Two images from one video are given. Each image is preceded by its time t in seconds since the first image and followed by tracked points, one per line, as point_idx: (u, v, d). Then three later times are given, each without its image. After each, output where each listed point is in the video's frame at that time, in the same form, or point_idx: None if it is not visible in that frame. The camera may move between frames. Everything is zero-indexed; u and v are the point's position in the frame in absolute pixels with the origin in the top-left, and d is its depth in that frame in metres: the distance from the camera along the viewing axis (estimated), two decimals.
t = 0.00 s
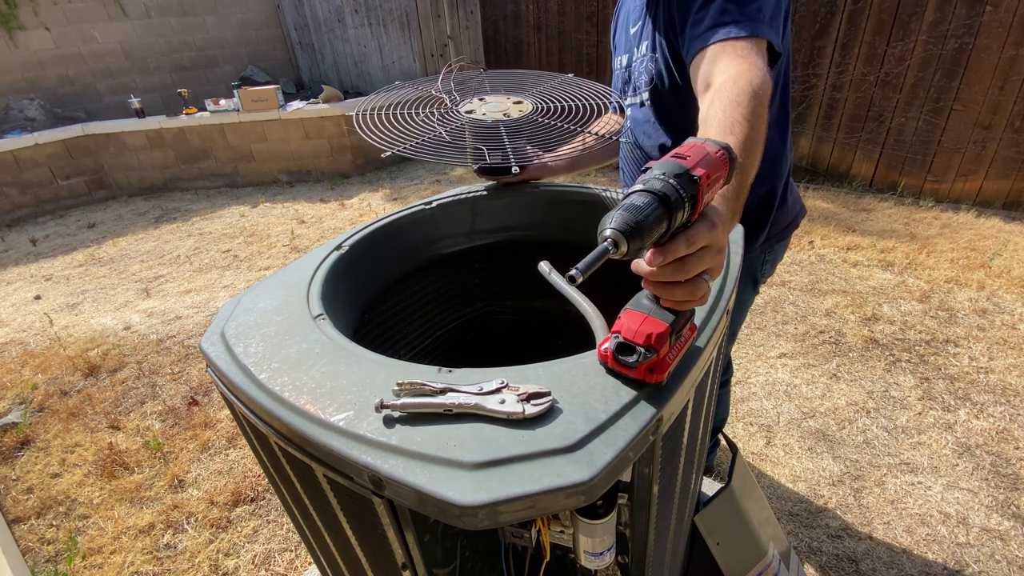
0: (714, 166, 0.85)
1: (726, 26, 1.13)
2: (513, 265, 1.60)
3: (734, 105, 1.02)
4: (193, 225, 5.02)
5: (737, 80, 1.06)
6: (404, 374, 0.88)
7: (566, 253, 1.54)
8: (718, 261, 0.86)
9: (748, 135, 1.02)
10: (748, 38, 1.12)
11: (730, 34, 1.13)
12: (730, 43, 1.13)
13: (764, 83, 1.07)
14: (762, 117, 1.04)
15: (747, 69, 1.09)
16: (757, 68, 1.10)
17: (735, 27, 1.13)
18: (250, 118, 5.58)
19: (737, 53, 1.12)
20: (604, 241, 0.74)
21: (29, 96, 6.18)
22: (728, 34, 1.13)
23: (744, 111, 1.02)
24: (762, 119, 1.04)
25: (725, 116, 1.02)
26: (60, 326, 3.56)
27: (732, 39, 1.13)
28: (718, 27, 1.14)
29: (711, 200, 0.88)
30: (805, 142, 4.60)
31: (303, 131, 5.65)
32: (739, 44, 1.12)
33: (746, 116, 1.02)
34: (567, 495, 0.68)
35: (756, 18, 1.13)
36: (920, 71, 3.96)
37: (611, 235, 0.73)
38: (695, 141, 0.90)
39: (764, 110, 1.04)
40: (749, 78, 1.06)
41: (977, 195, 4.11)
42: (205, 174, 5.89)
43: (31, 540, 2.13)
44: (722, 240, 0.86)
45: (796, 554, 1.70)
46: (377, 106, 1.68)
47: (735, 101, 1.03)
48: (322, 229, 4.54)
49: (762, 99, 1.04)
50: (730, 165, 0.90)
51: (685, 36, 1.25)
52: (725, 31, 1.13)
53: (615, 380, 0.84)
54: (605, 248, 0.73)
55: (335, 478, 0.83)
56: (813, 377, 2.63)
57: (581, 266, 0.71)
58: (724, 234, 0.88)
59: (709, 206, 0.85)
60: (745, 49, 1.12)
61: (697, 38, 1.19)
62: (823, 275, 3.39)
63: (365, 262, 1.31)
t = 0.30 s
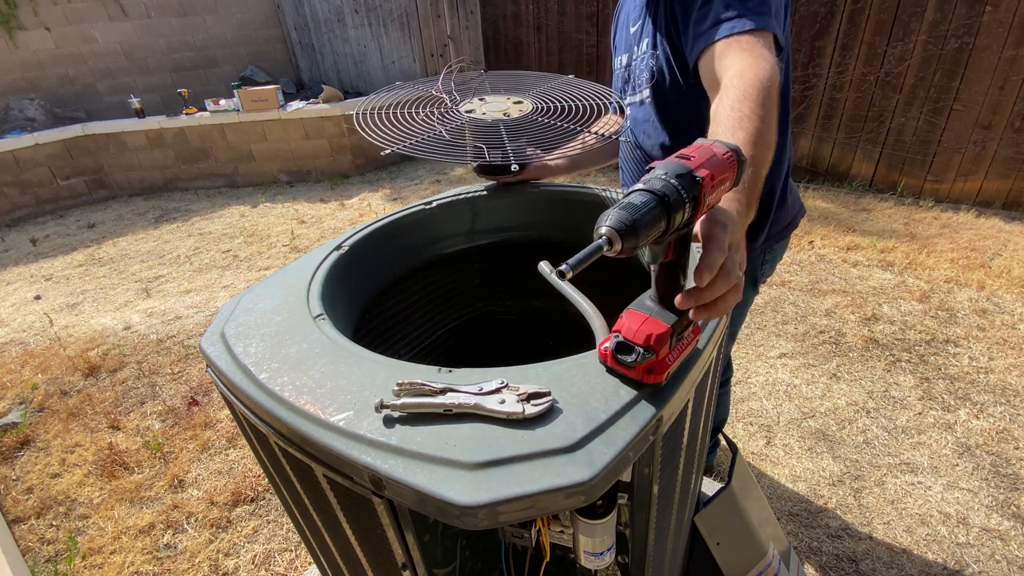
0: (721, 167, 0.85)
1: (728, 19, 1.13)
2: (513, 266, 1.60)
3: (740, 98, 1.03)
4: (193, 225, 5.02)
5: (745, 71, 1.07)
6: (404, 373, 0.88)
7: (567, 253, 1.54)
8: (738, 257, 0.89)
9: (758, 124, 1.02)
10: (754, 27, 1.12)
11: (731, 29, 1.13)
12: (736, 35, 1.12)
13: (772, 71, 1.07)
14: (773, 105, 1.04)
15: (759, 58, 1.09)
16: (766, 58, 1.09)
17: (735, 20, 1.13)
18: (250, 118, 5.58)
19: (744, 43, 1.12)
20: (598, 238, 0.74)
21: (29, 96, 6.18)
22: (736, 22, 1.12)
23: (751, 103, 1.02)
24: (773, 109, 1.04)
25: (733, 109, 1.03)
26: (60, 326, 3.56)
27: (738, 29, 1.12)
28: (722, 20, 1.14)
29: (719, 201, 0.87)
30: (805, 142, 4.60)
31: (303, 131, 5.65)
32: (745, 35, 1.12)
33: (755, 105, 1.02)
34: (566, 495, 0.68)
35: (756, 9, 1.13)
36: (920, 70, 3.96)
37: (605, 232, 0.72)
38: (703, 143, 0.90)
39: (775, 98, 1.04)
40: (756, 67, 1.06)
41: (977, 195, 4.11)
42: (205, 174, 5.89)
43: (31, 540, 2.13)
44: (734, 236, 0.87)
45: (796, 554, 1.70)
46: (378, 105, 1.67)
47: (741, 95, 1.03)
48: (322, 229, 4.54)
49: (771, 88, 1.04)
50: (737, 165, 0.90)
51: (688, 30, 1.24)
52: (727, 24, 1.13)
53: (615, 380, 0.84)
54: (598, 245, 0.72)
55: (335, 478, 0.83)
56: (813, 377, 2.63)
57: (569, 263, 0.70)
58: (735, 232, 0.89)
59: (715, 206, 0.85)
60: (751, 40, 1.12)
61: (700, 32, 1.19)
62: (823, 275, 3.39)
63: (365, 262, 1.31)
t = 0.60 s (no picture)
0: (718, 167, 0.87)
1: (760, 28, 1.20)
2: (513, 266, 1.60)
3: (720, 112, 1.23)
4: (193, 225, 5.02)
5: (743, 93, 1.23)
6: (404, 374, 0.88)
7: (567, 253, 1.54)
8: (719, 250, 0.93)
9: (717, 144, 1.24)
10: (785, 55, 1.22)
11: (757, 42, 1.21)
12: (765, 51, 1.22)
13: (767, 108, 1.22)
14: (745, 136, 1.23)
15: (767, 90, 1.22)
16: (775, 92, 1.22)
17: (763, 32, 1.20)
18: (250, 118, 5.58)
19: (765, 64, 1.23)
20: (597, 237, 0.74)
21: (29, 96, 6.18)
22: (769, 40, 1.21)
23: (724, 122, 1.22)
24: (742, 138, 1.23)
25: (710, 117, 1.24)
26: (60, 326, 3.56)
27: (770, 46, 1.21)
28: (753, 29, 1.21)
29: (715, 200, 0.88)
30: (805, 142, 4.60)
31: (303, 131, 5.64)
32: (773, 55, 1.22)
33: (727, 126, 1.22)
34: (567, 495, 0.68)
35: (790, 30, 1.21)
36: (920, 70, 3.96)
37: (604, 232, 0.72)
38: (699, 143, 0.91)
39: (748, 133, 1.23)
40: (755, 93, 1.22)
41: (977, 195, 4.11)
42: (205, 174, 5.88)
43: (31, 540, 2.13)
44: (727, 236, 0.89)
45: (796, 554, 1.70)
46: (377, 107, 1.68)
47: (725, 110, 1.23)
48: (322, 229, 4.54)
49: (754, 120, 1.22)
50: (734, 166, 0.92)
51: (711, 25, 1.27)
52: (758, 32, 1.20)
53: (615, 380, 0.84)
54: (597, 244, 0.72)
55: (335, 478, 0.83)
56: (813, 377, 2.63)
57: (568, 262, 0.70)
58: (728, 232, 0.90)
59: (711, 206, 0.86)
60: (774, 64, 1.22)
61: (726, 31, 1.23)
62: (823, 275, 3.39)
63: (365, 262, 1.30)
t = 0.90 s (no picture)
0: (718, 167, 0.87)
1: (732, 31, 1.21)
2: (512, 266, 1.60)
3: (694, 113, 1.26)
4: (193, 225, 5.02)
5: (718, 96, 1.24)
6: (404, 373, 0.88)
7: (567, 253, 1.54)
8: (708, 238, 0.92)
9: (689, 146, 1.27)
10: (761, 60, 1.22)
11: (729, 44, 1.22)
12: (740, 54, 1.22)
13: (741, 114, 1.24)
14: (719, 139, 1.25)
15: (740, 96, 1.23)
16: (750, 97, 1.23)
17: (735, 35, 1.21)
18: (250, 118, 5.59)
19: (741, 68, 1.23)
20: (597, 238, 0.73)
21: (29, 96, 6.17)
22: (743, 44, 1.21)
23: (696, 124, 1.25)
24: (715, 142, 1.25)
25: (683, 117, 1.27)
26: (60, 326, 3.56)
27: (745, 49, 1.22)
28: (727, 31, 1.22)
29: (716, 200, 0.88)
30: (805, 142, 4.61)
31: (303, 131, 5.65)
32: (748, 59, 1.22)
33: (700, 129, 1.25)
34: (567, 495, 0.68)
35: (766, 35, 1.21)
36: (920, 70, 3.96)
37: (604, 233, 0.72)
38: (700, 143, 0.92)
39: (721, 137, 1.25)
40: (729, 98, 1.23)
41: (977, 195, 4.11)
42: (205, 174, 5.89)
43: (31, 540, 2.13)
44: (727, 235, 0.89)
45: (796, 554, 1.70)
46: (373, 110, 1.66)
47: (700, 111, 1.25)
48: (322, 229, 4.54)
49: (728, 124, 1.24)
50: (735, 166, 0.92)
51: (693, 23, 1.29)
52: (730, 35, 1.22)
53: (615, 379, 0.84)
54: (597, 245, 0.72)
55: (335, 478, 0.83)
56: (813, 377, 2.63)
57: (568, 263, 0.70)
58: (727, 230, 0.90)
59: (712, 206, 0.86)
60: (750, 68, 1.22)
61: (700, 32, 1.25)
62: (823, 275, 3.39)
63: (365, 262, 1.30)
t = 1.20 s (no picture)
0: (718, 167, 0.87)
1: (734, 25, 1.20)
2: (512, 266, 1.60)
3: (699, 103, 1.26)
4: (193, 225, 5.02)
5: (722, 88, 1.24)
6: (404, 373, 0.88)
7: (567, 253, 1.54)
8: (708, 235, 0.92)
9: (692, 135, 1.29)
10: (766, 54, 1.21)
11: (732, 38, 1.21)
12: (745, 47, 1.21)
13: (745, 107, 1.24)
14: (722, 129, 1.26)
15: (744, 87, 1.22)
16: (755, 90, 1.23)
17: (737, 29, 1.20)
18: (250, 118, 5.59)
19: (745, 60, 1.22)
20: (596, 238, 0.73)
21: (29, 96, 6.17)
22: (747, 38, 1.20)
23: (700, 113, 1.26)
24: (718, 132, 1.27)
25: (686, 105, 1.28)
26: (60, 327, 3.56)
27: (750, 43, 1.20)
28: (730, 25, 1.20)
29: (716, 200, 0.88)
30: (805, 142, 4.61)
31: (303, 131, 5.65)
32: (753, 53, 1.21)
33: (703, 120, 1.25)
34: (567, 495, 0.68)
35: (769, 29, 1.20)
36: (920, 70, 3.96)
37: (604, 233, 0.72)
38: (700, 143, 0.92)
39: (725, 128, 1.26)
40: (734, 90, 1.23)
41: (977, 195, 4.12)
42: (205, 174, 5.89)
43: (31, 540, 2.13)
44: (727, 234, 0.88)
45: (796, 553, 1.70)
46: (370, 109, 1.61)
47: (704, 101, 1.25)
48: (322, 229, 4.54)
49: (732, 116, 1.25)
50: (735, 165, 0.92)
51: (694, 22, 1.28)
52: (732, 29, 1.20)
53: (615, 380, 0.84)
54: (596, 245, 0.72)
55: (335, 479, 0.83)
56: (813, 377, 2.63)
57: (568, 262, 0.70)
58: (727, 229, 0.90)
59: (711, 206, 0.86)
60: (754, 62, 1.21)
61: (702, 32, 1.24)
62: (823, 275, 3.40)
63: (365, 262, 1.30)
